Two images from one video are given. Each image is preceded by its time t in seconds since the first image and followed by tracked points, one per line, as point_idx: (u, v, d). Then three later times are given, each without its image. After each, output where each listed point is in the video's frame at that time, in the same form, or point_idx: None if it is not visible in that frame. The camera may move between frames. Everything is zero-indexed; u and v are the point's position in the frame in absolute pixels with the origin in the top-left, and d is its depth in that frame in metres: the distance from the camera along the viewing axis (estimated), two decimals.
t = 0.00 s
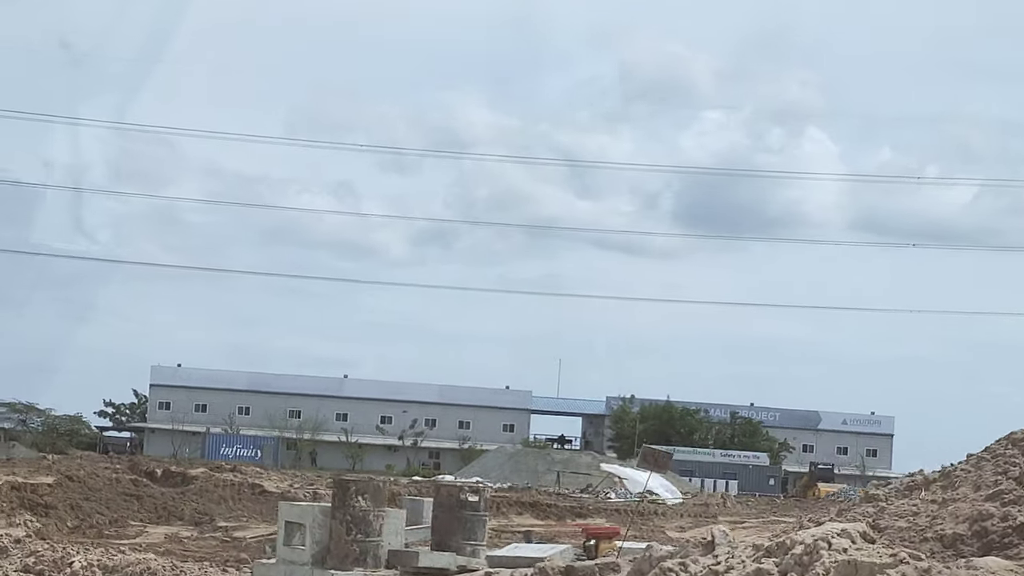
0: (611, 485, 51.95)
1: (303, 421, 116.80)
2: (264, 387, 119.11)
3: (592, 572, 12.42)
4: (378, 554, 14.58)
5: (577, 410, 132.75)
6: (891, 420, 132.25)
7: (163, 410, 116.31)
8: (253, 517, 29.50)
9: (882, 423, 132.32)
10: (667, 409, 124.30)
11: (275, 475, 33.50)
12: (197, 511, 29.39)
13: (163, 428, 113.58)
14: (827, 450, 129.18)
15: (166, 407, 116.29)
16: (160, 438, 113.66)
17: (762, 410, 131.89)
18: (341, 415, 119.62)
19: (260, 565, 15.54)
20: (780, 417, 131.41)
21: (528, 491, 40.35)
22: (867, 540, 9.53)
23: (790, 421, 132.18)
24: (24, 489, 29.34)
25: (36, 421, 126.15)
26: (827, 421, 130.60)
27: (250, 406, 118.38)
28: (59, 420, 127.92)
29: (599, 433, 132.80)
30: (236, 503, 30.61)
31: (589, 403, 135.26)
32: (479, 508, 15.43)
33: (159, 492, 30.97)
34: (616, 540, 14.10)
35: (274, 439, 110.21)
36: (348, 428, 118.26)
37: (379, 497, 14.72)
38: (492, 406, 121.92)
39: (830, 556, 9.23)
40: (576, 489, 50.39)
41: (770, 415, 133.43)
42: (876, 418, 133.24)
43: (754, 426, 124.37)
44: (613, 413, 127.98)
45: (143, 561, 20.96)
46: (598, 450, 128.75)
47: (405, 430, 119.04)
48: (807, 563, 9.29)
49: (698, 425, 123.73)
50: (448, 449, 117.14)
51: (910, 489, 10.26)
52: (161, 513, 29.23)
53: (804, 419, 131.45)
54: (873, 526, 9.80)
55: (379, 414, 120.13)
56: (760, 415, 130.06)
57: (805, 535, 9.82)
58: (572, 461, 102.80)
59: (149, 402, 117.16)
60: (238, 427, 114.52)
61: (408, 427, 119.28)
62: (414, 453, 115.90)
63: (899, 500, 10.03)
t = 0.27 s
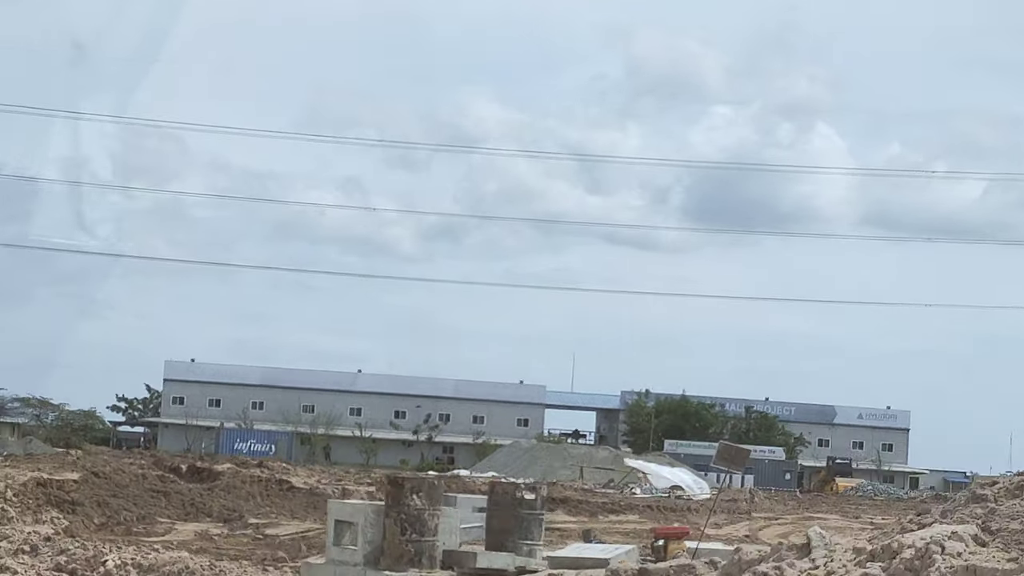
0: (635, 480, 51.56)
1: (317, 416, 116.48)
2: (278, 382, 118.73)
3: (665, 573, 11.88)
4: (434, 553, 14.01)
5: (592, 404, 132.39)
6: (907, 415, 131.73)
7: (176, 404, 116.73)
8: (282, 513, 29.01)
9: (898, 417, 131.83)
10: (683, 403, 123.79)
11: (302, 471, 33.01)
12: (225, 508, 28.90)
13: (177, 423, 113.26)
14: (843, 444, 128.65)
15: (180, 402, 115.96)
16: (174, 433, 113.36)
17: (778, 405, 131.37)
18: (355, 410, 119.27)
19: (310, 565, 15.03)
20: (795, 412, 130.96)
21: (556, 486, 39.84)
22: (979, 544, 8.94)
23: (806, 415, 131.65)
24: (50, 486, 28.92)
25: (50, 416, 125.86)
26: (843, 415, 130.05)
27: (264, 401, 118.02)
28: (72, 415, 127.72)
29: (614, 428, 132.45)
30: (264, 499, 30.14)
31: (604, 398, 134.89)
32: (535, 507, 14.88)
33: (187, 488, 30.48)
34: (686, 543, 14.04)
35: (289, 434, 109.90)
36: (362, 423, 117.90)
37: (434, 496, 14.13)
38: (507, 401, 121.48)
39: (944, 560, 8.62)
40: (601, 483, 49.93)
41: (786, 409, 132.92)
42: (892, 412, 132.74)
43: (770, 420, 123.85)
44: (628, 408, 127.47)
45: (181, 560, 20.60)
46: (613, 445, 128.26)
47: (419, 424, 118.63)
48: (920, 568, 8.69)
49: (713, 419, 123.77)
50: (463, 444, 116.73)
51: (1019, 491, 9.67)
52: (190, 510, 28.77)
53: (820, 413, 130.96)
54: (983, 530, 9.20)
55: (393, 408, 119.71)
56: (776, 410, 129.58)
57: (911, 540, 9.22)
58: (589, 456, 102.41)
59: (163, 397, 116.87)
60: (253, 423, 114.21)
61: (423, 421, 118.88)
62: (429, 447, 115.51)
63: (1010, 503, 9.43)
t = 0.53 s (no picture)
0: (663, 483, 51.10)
1: (329, 419, 115.98)
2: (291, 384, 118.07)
3: None
4: (494, 563, 13.36)
5: (606, 407, 131.78)
6: (924, 417, 131.04)
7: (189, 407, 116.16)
8: (311, 518, 28.42)
9: (915, 420, 131.14)
10: (698, 405, 123.04)
11: (328, 476, 32.42)
12: (252, 513, 28.32)
13: (190, 426, 112.75)
14: (859, 446, 127.96)
15: (192, 405, 115.52)
16: (187, 436, 112.84)
17: (793, 407, 130.68)
18: (368, 413, 118.67)
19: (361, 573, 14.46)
20: (811, 414, 130.30)
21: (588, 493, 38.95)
22: None
23: (821, 417, 130.96)
24: (74, 490, 28.33)
25: (62, 419, 125.35)
26: (858, 417, 129.37)
27: (277, 404, 117.41)
28: (84, 419, 127.26)
29: (628, 431, 131.87)
30: (292, 504, 29.56)
31: (618, 400, 134.30)
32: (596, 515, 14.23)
33: (213, 492, 29.87)
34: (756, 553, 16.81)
35: (303, 437, 109.40)
36: (374, 426, 117.31)
37: (493, 503, 13.48)
38: (521, 403, 120.85)
39: None
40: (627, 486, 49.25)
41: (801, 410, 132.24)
42: (908, 414, 132.05)
43: (785, 422, 123.21)
44: (642, 410, 126.80)
45: (214, 568, 20.18)
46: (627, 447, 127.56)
47: (433, 427, 118.06)
48: None
49: (728, 420, 123.03)
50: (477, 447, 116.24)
51: None
52: (217, 514, 28.16)
53: (836, 415, 130.29)
54: None
55: (407, 411, 119.14)
56: (791, 412, 128.90)
57: None
58: (605, 460, 101.91)
59: (175, 400, 116.40)
60: (265, 425, 113.72)
61: (436, 424, 118.31)
62: (442, 450, 115.01)
63: None
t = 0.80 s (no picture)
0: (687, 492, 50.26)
1: (345, 422, 115.42)
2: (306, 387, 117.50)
3: None
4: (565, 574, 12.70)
5: (622, 410, 131.09)
6: (942, 419, 130.27)
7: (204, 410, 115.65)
8: (343, 524, 27.80)
9: (933, 422, 130.40)
10: (715, 408, 122.36)
11: (359, 480, 31.81)
12: (284, 519, 27.70)
13: (205, 429, 112.25)
14: (877, 449, 127.25)
15: (207, 408, 115.00)
16: (202, 440, 112.33)
17: (811, 409, 129.91)
18: (384, 416, 118.06)
19: None
20: (828, 416, 129.55)
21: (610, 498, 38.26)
22: None
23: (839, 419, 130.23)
24: (102, 496, 27.72)
25: (77, 422, 124.89)
26: (876, 420, 128.61)
27: (292, 407, 116.86)
28: (99, 422, 126.81)
29: (645, 433, 131.18)
30: (323, 509, 28.95)
31: (635, 403, 133.64)
32: (666, 524, 13.59)
33: (242, 497, 29.26)
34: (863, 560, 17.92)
35: (318, 440, 108.88)
36: (390, 429, 116.73)
37: (561, 510, 12.84)
38: (537, 406, 120.21)
39: None
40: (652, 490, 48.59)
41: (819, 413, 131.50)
42: (926, 417, 131.28)
43: (803, 425, 122.51)
44: (659, 413, 126.14)
45: None
46: (644, 450, 126.89)
47: (449, 430, 117.44)
48: None
49: (746, 423, 122.24)
50: (493, 450, 115.62)
51: None
52: (248, 521, 27.55)
53: (853, 417, 129.56)
54: None
55: (422, 414, 118.52)
56: (809, 414, 128.13)
57: None
58: (623, 463, 101.28)
59: (189, 403, 115.90)
60: (281, 429, 113.19)
61: (452, 427, 117.69)
62: (459, 454, 114.40)
63: None
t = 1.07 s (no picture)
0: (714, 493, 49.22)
1: (359, 422, 114.91)
2: (320, 387, 116.96)
3: None
4: None
5: (638, 409, 130.48)
6: (960, 419, 129.41)
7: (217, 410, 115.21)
8: (375, 527, 27.23)
9: (951, 421, 129.56)
10: (731, 408, 121.71)
11: (390, 482, 31.21)
12: (315, 521, 27.13)
13: (219, 430, 111.80)
14: (893, 449, 126.54)
15: (221, 408, 114.56)
16: (216, 440, 111.89)
17: (828, 409, 129.15)
18: (398, 416, 117.48)
19: None
20: (845, 415, 128.80)
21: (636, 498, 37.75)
22: None
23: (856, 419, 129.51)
24: (130, 498, 27.17)
25: (90, 422, 124.49)
26: (893, 420, 127.82)
27: (306, 407, 116.35)
28: (112, 422, 126.39)
29: (660, 432, 130.54)
30: (354, 511, 28.37)
31: (650, 402, 132.98)
32: (740, 529, 12.96)
33: (273, 499, 28.67)
34: None
35: (332, 441, 108.39)
36: (404, 429, 116.19)
37: (633, 515, 12.29)
38: (552, 406, 119.57)
39: None
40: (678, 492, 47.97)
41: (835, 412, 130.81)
42: (944, 416, 130.41)
43: (820, 425, 121.83)
44: (675, 413, 125.49)
45: None
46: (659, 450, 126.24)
47: (464, 431, 116.87)
48: None
49: (764, 423, 121.47)
50: (508, 450, 115.05)
51: None
52: (279, 523, 27.00)
53: (870, 416, 128.77)
54: None
55: (437, 414, 117.93)
56: (826, 414, 127.41)
57: None
58: (640, 464, 100.68)
59: (203, 403, 115.46)
60: (295, 429, 112.71)
61: (467, 427, 117.10)
62: (473, 454, 113.87)
63: None
